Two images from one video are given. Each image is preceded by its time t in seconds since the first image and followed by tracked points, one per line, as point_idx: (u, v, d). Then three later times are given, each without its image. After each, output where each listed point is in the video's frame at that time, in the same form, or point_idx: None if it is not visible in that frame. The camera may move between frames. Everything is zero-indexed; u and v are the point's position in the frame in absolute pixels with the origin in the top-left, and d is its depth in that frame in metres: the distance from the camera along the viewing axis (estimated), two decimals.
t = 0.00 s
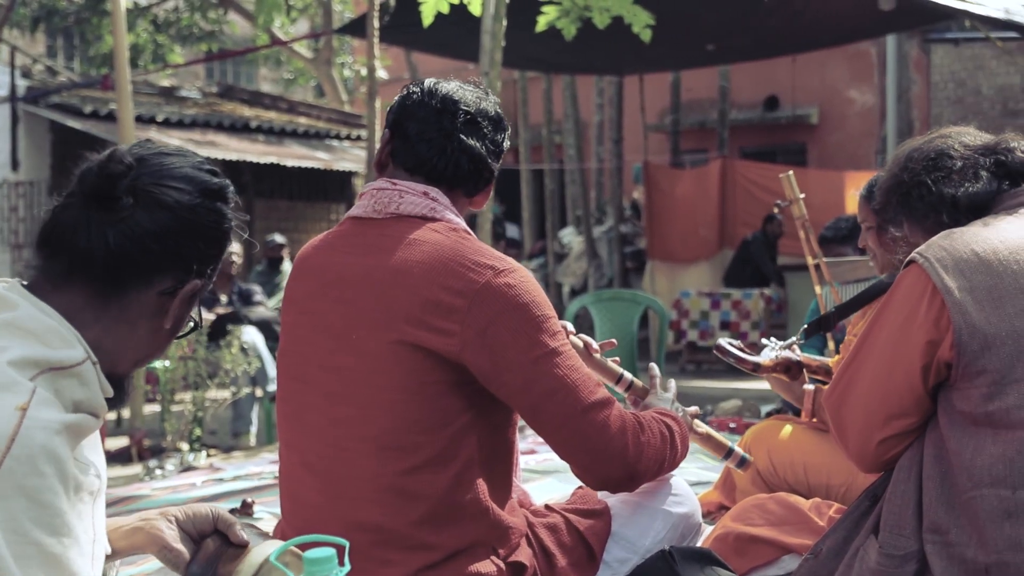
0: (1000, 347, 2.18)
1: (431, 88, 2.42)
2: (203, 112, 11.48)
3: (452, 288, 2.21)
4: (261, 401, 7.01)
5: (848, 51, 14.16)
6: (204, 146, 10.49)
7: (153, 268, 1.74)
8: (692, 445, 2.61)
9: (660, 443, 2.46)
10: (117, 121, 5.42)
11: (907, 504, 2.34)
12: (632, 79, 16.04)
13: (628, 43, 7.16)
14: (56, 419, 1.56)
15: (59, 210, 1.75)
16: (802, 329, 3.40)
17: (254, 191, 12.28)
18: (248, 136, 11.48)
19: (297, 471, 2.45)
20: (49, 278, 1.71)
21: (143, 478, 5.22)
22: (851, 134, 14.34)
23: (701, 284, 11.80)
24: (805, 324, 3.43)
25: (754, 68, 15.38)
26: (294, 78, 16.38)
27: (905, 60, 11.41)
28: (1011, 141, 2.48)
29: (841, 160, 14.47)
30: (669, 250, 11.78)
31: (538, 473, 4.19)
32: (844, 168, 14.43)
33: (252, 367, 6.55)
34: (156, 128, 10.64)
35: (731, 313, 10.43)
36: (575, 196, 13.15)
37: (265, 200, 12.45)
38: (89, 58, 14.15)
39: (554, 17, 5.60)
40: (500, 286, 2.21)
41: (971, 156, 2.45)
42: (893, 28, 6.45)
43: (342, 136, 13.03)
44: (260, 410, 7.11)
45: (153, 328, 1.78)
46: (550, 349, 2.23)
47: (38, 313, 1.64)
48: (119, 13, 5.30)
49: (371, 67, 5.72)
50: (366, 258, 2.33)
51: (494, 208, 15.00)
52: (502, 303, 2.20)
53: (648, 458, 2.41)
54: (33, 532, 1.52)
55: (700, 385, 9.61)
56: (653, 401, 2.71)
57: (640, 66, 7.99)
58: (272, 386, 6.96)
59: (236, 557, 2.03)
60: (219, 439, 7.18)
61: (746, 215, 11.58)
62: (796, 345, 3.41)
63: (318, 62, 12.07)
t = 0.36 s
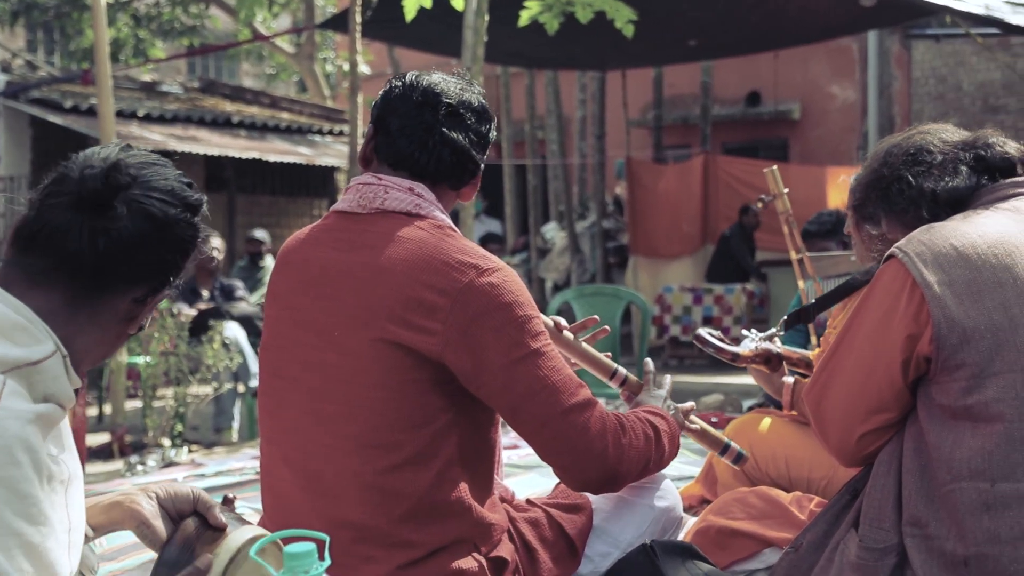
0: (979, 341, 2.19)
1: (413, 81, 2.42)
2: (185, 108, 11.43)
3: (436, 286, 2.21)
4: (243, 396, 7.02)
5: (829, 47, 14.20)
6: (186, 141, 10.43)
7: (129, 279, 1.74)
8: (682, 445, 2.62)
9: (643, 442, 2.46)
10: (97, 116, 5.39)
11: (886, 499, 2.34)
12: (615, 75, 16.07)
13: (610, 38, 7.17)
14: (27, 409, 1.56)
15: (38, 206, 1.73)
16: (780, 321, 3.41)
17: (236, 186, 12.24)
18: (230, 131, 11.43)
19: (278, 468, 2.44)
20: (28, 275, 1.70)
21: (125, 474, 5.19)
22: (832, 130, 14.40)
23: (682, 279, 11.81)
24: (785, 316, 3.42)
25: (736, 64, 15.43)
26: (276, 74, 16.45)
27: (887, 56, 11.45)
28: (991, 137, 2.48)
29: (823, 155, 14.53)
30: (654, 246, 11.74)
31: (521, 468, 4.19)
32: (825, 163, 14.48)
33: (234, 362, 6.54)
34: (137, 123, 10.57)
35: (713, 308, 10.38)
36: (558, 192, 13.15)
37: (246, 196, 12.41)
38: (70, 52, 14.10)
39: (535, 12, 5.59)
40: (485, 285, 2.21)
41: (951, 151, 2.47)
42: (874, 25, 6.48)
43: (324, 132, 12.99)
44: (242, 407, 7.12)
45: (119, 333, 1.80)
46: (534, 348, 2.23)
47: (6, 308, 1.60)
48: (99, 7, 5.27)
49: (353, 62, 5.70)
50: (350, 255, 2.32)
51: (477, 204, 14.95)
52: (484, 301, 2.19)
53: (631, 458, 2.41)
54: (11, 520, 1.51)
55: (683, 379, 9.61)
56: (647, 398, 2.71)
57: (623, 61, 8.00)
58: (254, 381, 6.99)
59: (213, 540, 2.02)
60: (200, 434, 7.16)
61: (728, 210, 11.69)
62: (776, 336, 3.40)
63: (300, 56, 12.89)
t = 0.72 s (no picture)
0: (954, 338, 2.19)
1: (392, 79, 2.41)
2: (164, 103, 11.39)
3: (412, 282, 2.21)
4: (223, 392, 7.00)
5: (809, 45, 14.23)
6: (165, 137, 10.39)
7: (127, 279, 1.76)
8: (656, 440, 2.62)
9: (620, 438, 2.47)
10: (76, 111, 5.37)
11: (863, 496, 2.35)
12: (595, 72, 16.09)
13: (590, 35, 7.17)
14: (26, 406, 1.55)
15: (32, 207, 1.73)
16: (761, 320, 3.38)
17: (215, 182, 12.21)
18: (209, 127, 11.39)
19: (256, 465, 2.43)
20: (25, 274, 1.70)
21: (103, 471, 5.19)
22: (812, 128, 14.43)
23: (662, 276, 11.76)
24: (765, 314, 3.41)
25: (717, 61, 15.45)
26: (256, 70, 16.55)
27: (865, 54, 11.48)
28: (965, 136, 2.48)
29: (802, 153, 14.55)
30: (633, 243, 11.74)
31: (501, 464, 4.20)
32: (804, 160, 14.51)
33: (213, 359, 6.49)
34: (116, 119, 10.52)
35: (692, 305, 10.43)
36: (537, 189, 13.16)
37: (226, 192, 12.38)
38: (49, 48, 14.05)
39: (515, 9, 5.59)
40: (460, 280, 2.21)
41: (924, 150, 2.48)
42: (852, 23, 6.50)
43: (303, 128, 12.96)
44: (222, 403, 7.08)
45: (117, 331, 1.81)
46: (508, 344, 2.23)
47: (11, 303, 1.61)
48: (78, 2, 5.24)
49: (333, 58, 5.69)
50: (326, 251, 2.32)
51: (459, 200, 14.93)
52: (460, 296, 2.20)
53: (607, 453, 2.42)
54: (4, 518, 1.50)
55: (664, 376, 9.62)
56: (621, 391, 2.71)
57: (604, 59, 8.01)
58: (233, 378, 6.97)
59: (208, 554, 2.04)
60: (179, 430, 7.15)
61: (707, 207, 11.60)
62: (756, 335, 3.40)
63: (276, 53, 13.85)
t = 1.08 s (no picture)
0: (928, 336, 2.19)
1: (366, 75, 2.42)
2: (141, 100, 11.35)
3: (389, 276, 2.20)
4: (200, 390, 6.93)
5: (787, 44, 14.28)
6: (142, 133, 10.34)
7: (86, 271, 1.82)
8: (632, 437, 2.64)
9: (595, 432, 2.49)
10: (53, 107, 5.34)
11: (839, 492, 2.35)
12: (574, 70, 16.11)
13: (568, 32, 7.17)
14: None
15: None
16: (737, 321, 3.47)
17: (193, 178, 12.16)
18: (186, 123, 11.34)
19: (233, 460, 2.42)
20: None
21: (78, 468, 5.16)
22: (790, 126, 14.48)
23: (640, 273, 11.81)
24: (742, 315, 3.47)
25: (695, 60, 15.49)
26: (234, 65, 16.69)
27: (843, 53, 11.53)
28: (938, 135, 2.50)
29: (779, 151, 14.60)
30: (610, 240, 11.76)
31: (478, 461, 4.20)
32: (782, 159, 14.56)
33: (190, 356, 6.46)
34: (93, 114, 10.44)
35: (671, 303, 10.43)
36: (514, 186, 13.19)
37: (204, 189, 12.34)
38: (26, 44, 13.99)
39: (495, 6, 5.59)
40: (437, 274, 2.22)
41: (899, 150, 2.49)
42: (827, 22, 6.53)
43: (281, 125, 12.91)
44: (199, 400, 6.97)
45: (74, 321, 1.88)
46: (484, 339, 2.24)
47: None
48: None
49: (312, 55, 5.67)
50: (301, 246, 2.32)
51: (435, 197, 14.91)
52: (436, 290, 2.20)
53: (582, 448, 2.44)
54: None
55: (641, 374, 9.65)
56: (596, 391, 2.73)
57: (583, 57, 8.03)
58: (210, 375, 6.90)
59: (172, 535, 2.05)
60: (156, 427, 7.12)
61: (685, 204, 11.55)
62: (732, 336, 3.45)
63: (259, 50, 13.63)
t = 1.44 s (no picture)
0: (898, 332, 2.18)
1: (338, 80, 2.44)
2: (113, 96, 11.30)
3: (365, 265, 2.23)
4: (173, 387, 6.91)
5: (760, 43, 14.35)
6: (115, 129, 10.29)
7: (89, 296, 1.81)
8: (599, 441, 2.69)
9: (564, 427, 2.54)
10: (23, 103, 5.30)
11: (810, 489, 2.35)
12: (548, 68, 16.14)
13: (541, 30, 7.19)
14: None
15: (3, 217, 1.76)
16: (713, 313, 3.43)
17: (166, 175, 12.09)
18: (160, 120, 11.28)
19: (207, 458, 2.40)
20: None
21: (48, 467, 5.11)
22: (764, 124, 14.54)
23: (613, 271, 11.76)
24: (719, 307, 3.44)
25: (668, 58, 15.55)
26: (207, 61, 16.65)
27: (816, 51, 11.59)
28: (916, 133, 2.47)
29: (753, 149, 14.66)
30: (584, 237, 11.79)
31: (452, 458, 4.19)
32: (756, 156, 14.63)
33: (162, 354, 6.48)
34: (65, 111, 10.36)
35: (646, 300, 10.50)
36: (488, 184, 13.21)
37: (178, 185, 12.28)
38: None
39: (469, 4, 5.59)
40: (412, 266, 2.25)
41: (876, 146, 2.44)
42: (796, 20, 6.60)
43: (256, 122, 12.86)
44: (172, 398, 6.94)
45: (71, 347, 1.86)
46: (456, 330, 2.28)
47: None
48: None
49: (285, 51, 5.68)
50: (273, 241, 2.31)
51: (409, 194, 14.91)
52: (410, 281, 2.24)
53: (551, 441, 2.49)
54: None
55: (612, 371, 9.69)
56: (564, 394, 2.77)
57: (558, 55, 8.04)
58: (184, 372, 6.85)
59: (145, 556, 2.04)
60: (128, 425, 7.08)
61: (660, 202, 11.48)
62: (709, 328, 3.43)
63: (232, 47, 13.76)
